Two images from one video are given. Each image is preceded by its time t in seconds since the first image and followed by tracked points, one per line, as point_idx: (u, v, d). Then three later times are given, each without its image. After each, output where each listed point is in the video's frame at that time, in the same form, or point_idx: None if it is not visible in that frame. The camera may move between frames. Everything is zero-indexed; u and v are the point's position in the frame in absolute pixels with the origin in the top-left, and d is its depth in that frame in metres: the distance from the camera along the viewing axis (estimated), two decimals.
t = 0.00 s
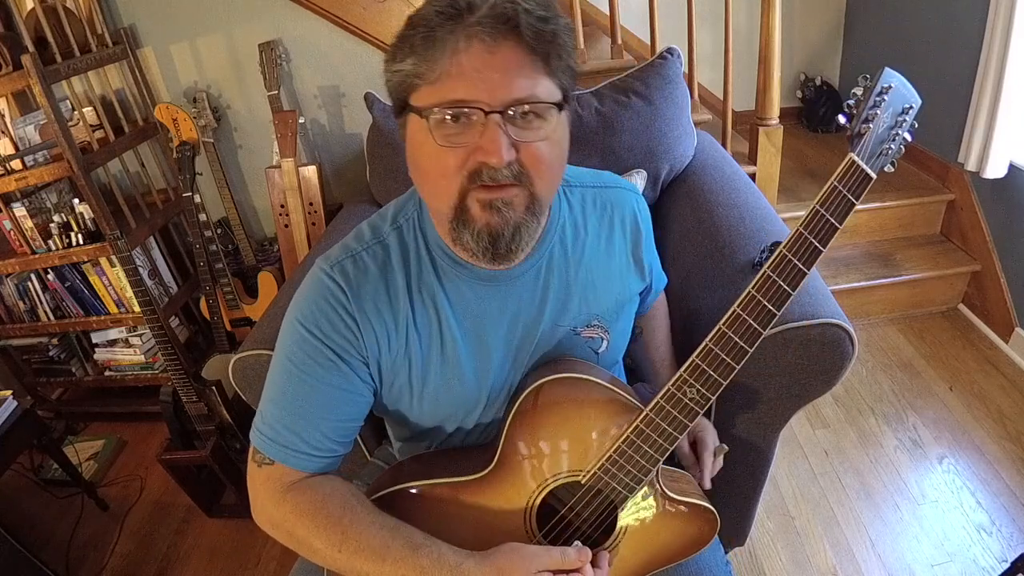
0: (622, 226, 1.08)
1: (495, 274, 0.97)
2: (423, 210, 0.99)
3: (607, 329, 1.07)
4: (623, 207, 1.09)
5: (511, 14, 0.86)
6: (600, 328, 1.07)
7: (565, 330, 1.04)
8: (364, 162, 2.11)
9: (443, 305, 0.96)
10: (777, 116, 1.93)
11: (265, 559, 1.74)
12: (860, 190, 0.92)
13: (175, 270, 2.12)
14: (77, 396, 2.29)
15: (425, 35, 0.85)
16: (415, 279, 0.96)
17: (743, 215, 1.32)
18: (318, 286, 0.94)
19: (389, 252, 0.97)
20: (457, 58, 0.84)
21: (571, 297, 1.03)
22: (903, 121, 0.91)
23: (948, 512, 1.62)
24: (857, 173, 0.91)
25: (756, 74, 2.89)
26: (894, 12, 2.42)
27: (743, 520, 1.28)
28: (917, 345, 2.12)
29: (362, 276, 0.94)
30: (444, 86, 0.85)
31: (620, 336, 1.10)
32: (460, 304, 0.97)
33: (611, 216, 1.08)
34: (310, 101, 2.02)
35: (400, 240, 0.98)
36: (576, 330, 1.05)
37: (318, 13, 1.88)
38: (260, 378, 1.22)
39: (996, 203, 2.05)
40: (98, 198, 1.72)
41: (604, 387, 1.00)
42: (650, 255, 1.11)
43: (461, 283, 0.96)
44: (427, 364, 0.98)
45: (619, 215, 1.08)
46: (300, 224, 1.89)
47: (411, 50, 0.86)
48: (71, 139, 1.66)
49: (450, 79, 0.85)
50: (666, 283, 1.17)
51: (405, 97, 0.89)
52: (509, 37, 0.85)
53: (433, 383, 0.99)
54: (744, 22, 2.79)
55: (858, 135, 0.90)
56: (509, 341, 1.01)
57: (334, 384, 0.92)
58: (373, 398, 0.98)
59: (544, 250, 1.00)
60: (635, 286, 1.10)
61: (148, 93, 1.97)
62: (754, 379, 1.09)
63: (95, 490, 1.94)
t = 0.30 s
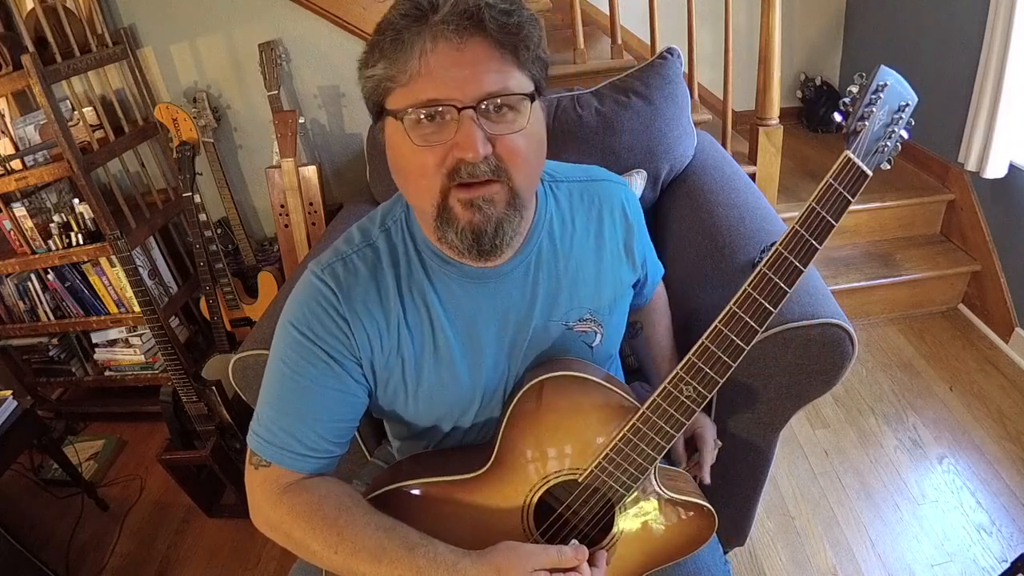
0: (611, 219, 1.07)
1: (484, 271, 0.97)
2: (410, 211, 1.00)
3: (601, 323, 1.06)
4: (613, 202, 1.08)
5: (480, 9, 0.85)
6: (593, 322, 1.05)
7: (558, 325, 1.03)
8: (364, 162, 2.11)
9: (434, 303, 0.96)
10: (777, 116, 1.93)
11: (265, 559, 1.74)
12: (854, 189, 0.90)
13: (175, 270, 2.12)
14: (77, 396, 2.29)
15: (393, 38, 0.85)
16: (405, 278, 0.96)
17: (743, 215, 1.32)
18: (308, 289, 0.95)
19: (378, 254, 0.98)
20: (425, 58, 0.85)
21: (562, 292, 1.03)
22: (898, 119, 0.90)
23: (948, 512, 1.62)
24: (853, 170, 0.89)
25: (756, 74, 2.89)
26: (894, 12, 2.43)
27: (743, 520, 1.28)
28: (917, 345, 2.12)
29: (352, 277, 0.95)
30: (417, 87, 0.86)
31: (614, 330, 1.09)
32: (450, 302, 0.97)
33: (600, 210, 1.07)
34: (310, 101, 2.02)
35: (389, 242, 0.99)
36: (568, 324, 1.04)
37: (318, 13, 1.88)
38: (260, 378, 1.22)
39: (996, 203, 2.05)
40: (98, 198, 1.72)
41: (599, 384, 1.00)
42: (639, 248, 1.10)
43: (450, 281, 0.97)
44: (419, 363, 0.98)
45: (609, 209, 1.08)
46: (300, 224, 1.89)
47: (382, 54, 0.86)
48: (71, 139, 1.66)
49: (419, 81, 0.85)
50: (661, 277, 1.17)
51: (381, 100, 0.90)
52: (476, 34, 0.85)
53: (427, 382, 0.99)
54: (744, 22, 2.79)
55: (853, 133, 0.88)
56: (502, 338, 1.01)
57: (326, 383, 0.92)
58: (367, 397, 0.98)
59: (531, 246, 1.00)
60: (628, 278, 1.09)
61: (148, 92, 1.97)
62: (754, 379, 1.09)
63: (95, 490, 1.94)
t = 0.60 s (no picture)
0: (602, 214, 1.07)
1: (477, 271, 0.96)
2: (402, 213, 1.00)
3: (596, 316, 1.06)
4: (604, 197, 1.08)
5: (495, 9, 0.85)
6: (588, 316, 1.05)
7: (553, 320, 1.03)
8: (365, 162, 2.11)
9: (427, 304, 0.96)
10: (777, 116, 1.93)
11: (266, 559, 1.74)
12: (849, 182, 0.89)
13: (175, 270, 2.12)
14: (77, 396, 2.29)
15: (435, 39, 0.82)
16: (398, 279, 0.96)
17: (743, 215, 1.32)
18: (303, 294, 0.95)
19: (372, 257, 0.98)
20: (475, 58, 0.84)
21: (555, 289, 1.03)
22: (893, 113, 0.87)
23: (948, 512, 1.62)
24: (847, 164, 0.88)
25: (756, 74, 2.90)
26: (894, 12, 2.43)
27: (743, 520, 1.28)
28: (917, 345, 2.12)
29: (345, 280, 0.95)
30: (462, 90, 0.84)
31: (610, 325, 1.09)
32: (444, 303, 0.97)
33: (592, 205, 1.07)
34: (310, 101, 2.02)
35: (382, 244, 0.99)
36: (562, 318, 1.04)
37: (318, 13, 1.88)
38: (260, 378, 1.22)
39: (996, 203, 2.05)
40: (98, 198, 1.72)
41: (592, 377, 1.00)
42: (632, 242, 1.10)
43: (443, 282, 0.96)
44: (415, 364, 0.98)
45: (600, 205, 1.08)
46: (300, 224, 1.89)
47: (422, 56, 0.83)
48: (71, 139, 1.66)
49: (468, 83, 0.84)
50: (656, 275, 1.17)
51: (380, 104, 0.89)
52: (491, 48, 0.84)
53: (423, 383, 0.99)
54: (744, 22, 2.79)
55: (847, 127, 0.87)
56: (497, 337, 1.00)
57: (322, 386, 0.92)
58: (364, 398, 0.98)
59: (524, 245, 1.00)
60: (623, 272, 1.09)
61: (148, 93, 1.97)
62: (754, 379, 1.09)
63: (95, 490, 1.94)
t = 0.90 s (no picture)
0: (603, 215, 1.07)
1: (477, 271, 0.96)
2: (405, 212, 0.99)
3: (595, 317, 1.06)
4: (605, 198, 1.08)
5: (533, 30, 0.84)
6: (588, 317, 1.06)
7: (552, 320, 1.04)
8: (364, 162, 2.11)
9: (427, 302, 0.96)
10: (777, 116, 1.93)
11: (266, 559, 1.74)
12: (836, 173, 0.88)
13: (175, 270, 2.12)
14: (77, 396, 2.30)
15: (492, 68, 0.80)
16: (400, 278, 0.96)
17: (743, 215, 1.32)
18: (303, 289, 0.95)
19: (373, 254, 0.98)
20: (528, 85, 0.82)
21: (555, 289, 1.03)
22: (880, 104, 0.85)
23: (948, 512, 1.62)
24: (832, 156, 0.87)
25: (756, 74, 2.89)
26: (894, 12, 2.42)
27: (743, 520, 1.28)
28: (917, 345, 2.12)
29: (347, 277, 0.95)
30: (505, 123, 0.84)
31: (609, 325, 1.09)
32: (444, 302, 0.97)
33: (593, 206, 1.07)
34: (310, 101, 2.02)
35: (384, 242, 0.98)
36: (561, 319, 1.04)
37: (318, 13, 1.88)
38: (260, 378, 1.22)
39: (996, 203, 2.05)
40: (98, 198, 1.72)
41: (592, 373, 1.00)
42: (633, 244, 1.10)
43: (444, 281, 0.96)
44: (414, 362, 0.98)
45: (602, 206, 1.08)
46: (300, 224, 1.89)
47: (478, 86, 0.80)
48: (71, 139, 1.66)
49: (521, 110, 0.83)
50: (656, 271, 1.17)
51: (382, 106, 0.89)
52: (541, 77, 0.84)
53: (421, 380, 0.99)
54: (744, 22, 2.79)
55: (832, 118, 0.86)
56: (496, 337, 1.00)
57: (321, 383, 0.92)
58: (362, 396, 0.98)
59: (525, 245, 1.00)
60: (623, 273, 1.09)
61: (148, 92, 1.97)
62: (754, 380, 1.09)
63: (95, 490, 1.94)
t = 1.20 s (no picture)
0: (609, 215, 1.07)
1: (485, 267, 0.97)
2: (414, 208, 1.00)
3: (600, 317, 1.07)
4: (610, 198, 1.08)
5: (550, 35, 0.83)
6: (592, 317, 1.06)
7: (557, 320, 1.04)
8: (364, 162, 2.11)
9: (435, 297, 0.96)
10: (777, 116, 1.92)
11: (266, 559, 1.74)
12: (832, 170, 0.92)
13: (175, 270, 2.12)
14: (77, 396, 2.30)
15: (504, 75, 0.80)
16: (408, 272, 0.96)
17: (743, 215, 1.32)
18: (312, 279, 0.95)
19: (382, 248, 0.98)
20: (540, 92, 0.82)
21: (561, 287, 1.03)
22: (875, 101, 0.89)
23: (948, 512, 1.62)
24: (829, 152, 0.91)
25: (756, 74, 2.89)
26: (894, 12, 2.42)
27: (743, 520, 1.28)
28: (917, 345, 2.12)
29: (355, 269, 0.95)
30: (518, 128, 0.83)
31: (613, 325, 1.09)
32: (451, 298, 0.97)
33: (599, 205, 1.07)
34: (310, 101, 2.02)
35: (393, 236, 0.99)
36: (566, 318, 1.04)
37: (318, 13, 1.88)
38: (260, 378, 1.22)
39: (996, 203, 2.05)
40: (98, 198, 1.72)
41: (592, 373, 1.00)
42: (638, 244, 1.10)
43: (452, 277, 0.97)
44: (419, 356, 0.98)
45: (608, 205, 1.08)
46: (300, 224, 1.89)
47: (490, 93, 0.80)
48: (71, 139, 1.66)
49: (532, 117, 0.83)
50: (661, 273, 1.18)
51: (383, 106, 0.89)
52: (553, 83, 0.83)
53: (427, 375, 0.99)
54: (744, 22, 2.79)
55: (828, 116, 0.90)
56: (502, 334, 1.00)
57: (327, 374, 0.92)
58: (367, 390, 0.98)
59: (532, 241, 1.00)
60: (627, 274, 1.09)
61: (148, 92, 1.97)
62: (754, 380, 1.09)
63: (95, 490, 1.94)
